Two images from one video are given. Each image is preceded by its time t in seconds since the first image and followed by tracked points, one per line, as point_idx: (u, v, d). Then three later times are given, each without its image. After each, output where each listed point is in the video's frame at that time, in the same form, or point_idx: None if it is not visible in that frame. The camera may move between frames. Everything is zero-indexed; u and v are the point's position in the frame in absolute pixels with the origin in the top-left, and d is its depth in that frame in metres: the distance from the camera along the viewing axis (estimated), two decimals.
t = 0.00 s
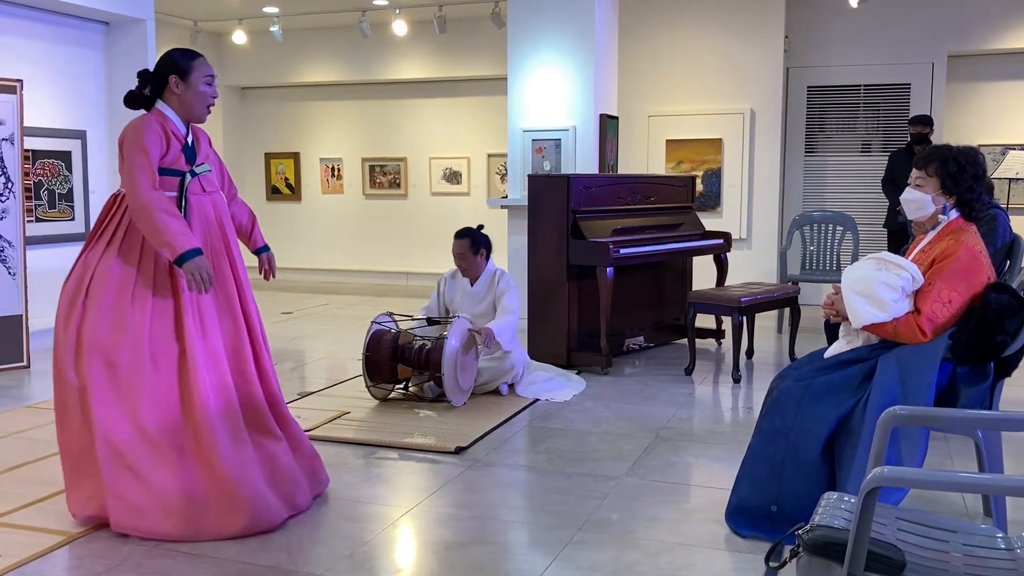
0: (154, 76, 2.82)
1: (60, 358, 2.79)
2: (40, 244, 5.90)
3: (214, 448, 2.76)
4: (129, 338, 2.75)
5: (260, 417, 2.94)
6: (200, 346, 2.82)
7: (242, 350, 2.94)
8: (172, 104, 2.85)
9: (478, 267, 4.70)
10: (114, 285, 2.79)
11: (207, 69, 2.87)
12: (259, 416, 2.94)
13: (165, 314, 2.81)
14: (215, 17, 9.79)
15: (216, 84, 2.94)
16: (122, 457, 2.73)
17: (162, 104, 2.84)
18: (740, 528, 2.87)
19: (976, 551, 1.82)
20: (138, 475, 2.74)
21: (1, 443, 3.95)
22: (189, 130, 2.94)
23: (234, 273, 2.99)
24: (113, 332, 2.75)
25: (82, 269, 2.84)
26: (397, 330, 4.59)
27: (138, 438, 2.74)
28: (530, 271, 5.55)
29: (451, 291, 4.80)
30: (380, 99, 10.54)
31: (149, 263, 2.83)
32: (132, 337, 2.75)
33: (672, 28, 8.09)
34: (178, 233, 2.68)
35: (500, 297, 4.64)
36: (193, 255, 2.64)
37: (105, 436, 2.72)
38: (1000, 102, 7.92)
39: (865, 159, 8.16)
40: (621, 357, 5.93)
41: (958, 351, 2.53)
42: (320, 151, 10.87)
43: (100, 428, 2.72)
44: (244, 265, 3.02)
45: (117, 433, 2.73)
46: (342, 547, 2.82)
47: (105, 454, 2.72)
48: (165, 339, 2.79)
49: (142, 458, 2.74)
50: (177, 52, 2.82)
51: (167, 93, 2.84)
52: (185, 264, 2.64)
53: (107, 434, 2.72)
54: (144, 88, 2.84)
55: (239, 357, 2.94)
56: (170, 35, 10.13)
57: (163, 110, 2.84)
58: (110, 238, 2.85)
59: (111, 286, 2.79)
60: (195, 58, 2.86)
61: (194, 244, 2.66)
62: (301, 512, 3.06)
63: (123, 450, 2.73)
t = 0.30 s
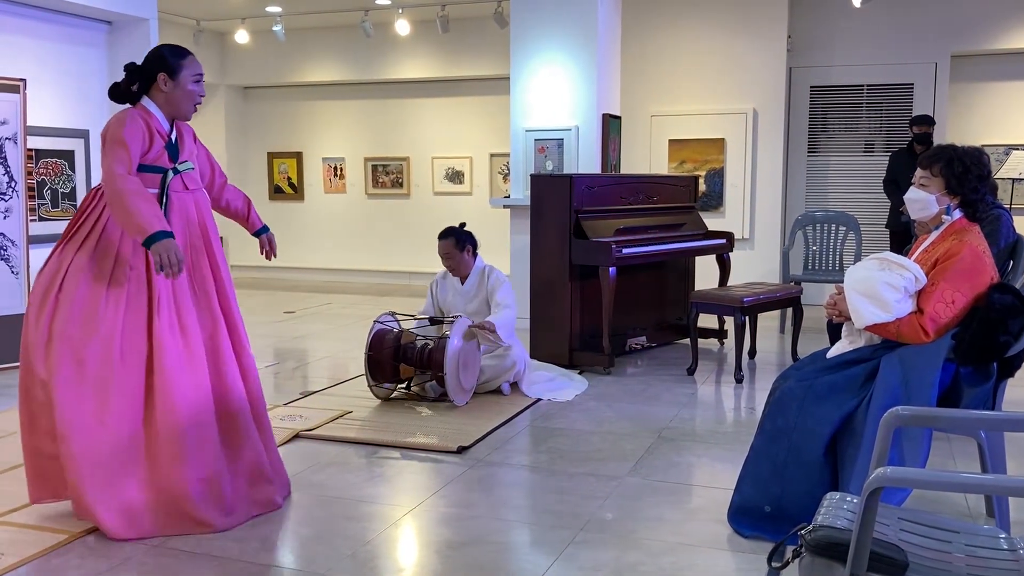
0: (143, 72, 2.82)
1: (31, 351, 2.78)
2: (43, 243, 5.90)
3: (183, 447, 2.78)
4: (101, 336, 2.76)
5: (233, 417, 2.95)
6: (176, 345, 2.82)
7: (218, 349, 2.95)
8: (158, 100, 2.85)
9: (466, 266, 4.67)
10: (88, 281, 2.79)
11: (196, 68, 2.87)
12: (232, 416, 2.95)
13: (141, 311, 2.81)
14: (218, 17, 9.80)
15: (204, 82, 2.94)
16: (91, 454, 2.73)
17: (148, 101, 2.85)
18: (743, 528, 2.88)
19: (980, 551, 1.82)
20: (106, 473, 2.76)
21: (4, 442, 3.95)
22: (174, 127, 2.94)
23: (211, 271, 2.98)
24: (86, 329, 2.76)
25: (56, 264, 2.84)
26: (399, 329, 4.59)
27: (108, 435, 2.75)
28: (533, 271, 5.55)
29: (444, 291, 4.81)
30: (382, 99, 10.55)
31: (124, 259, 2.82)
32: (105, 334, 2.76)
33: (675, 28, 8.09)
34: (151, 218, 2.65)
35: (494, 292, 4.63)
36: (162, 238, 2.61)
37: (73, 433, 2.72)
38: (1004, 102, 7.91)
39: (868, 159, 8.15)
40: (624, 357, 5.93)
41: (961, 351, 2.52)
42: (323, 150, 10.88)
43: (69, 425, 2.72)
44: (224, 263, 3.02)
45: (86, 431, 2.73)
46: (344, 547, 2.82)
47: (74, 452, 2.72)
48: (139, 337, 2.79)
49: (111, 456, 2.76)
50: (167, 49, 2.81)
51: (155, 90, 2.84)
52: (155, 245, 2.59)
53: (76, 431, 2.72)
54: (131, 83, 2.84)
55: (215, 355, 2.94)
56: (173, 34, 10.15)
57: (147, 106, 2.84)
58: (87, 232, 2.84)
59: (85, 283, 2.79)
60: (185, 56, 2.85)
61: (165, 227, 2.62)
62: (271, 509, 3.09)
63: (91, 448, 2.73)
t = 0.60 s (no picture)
0: (123, 73, 2.82)
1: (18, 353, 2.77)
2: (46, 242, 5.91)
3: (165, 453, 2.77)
4: (87, 340, 2.73)
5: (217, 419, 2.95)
6: (161, 347, 2.79)
7: (204, 351, 2.94)
8: (139, 101, 2.84)
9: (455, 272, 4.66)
10: (73, 284, 2.76)
11: (176, 69, 2.87)
12: (216, 417, 2.95)
13: (128, 313, 2.78)
14: (221, 16, 9.81)
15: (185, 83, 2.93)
16: (75, 458, 2.72)
17: (129, 102, 2.83)
18: (746, 528, 2.87)
19: (983, 551, 1.81)
20: (89, 477, 2.75)
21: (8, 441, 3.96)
22: (155, 128, 2.93)
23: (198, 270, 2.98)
24: (71, 332, 2.73)
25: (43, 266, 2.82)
26: (403, 328, 4.57)
27: (92, 439, 2.73)
28: (536, 270, 5.55)
29: (439, 295, 4.80)
30: (386, 98, 10.55)
31: (108, 259, 2.79)
32: (91, 338, 2.73)
33: (678, 27, 8.08)
34: (127, 219, 2.65)
35: (489, 293, 4.64)
36: (139, 242, 2.61)
37: (57, 438, 2.70)
38: (1008, 102, 7.89)
39: (872, 159, 8.14)
40: (627, 357, 5.93)
41: (965, 351, 2.54)
42: (326, 150, 10.88)
43: (54, 430, 2.69)
44: (210, 264, 3.01)
45: (71, 436, 2.72)
46: (348, 545, 2.82)
47: (58, 456, 2.71)
48: (125, 341, 2.76)
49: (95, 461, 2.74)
50: (147, 50, 2.81)
51: (135, 91, 2.83)
52: (128, 250, 2.59)
53: (60, 436, 2.71)
54: (112, 85, 2.83)
55: (200, 358, 2.94)
56: (176, 33, 10.16)
57: (128, 107, 2.83)
58: (72, 232, 2.82)
59: (71, 285, 2.76)
60: (165, 56, 2.85)
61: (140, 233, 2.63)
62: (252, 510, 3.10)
63: (75, 452, 2.72)
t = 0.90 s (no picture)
0: (105, 74, 2.81)
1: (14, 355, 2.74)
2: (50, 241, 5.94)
3: (167, 451, 2.79)
4: (87, 339, 2.73)
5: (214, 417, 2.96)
6: (159, 344, 2.81)
7: (200, 349, 2.96)
8: (124, 99, 2.85)
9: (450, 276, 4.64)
10: (73, 283, 2.75)
11: (158, 64, 2.86)
12: (213, 414, 2.97)
13: (126, 312, 2.78)
14: (225, 15, 9.82)
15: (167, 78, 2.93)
16: (77, 458, 2.72)
17: (113, 101, 2.84)
18: (750, 527, 2.87)
19: (988, 551, 1.81)
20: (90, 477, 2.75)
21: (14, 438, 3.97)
22: (141, 126, 2.93)
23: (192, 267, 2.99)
24: (72, 332, 2.72)
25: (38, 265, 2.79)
26: (406, 327, 4.59)
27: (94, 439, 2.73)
28: (539, 269, 5.56)
29: (438, 297, 4.79)
30: (389, 97, 10.55)
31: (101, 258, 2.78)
32: (91, 338, 2.73)
33: (682, 26, 8.08)
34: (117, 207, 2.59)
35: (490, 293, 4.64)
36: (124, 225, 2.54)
37: (58, 438, 2.69)
38: (1012, 102, 7.87)
39: (876, 158, 8.13)
40: (630, 356, 5.93)
41: (969, 352, 2.53)
42: (329, 149, 10.89)
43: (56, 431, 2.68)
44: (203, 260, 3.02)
45: (72, 435, 2.72)
46: (352, 544, 2.83)
47: (59, 458, 2.69)
48: (125, 339, 2.76)
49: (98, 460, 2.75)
50: (126, 48, 2.79)
51: (119, 90, 2.84)
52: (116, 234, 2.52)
53: (61, 436, 2.70)
54: (96, 87, 2.83)
55: (196, 355, 2.95)
56: (180, 32, 10.17)
57: (113, 105, 2.83)
58: (67, 231, 2.79)
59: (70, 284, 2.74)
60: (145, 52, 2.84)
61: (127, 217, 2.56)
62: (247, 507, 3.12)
63: (77, 451, 2.72)
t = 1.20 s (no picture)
0: (93, 75, 2.81)
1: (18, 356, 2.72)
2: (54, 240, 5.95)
3: (175, 448, 2.80)
4: (93, 338, 2.73)
5: (220, 413, 2.97)
6: (163, 342, 2.83)
7: (205, 346, 2.97)
8: (114, 99, 2.85)
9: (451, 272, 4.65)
10: (76, 282, 2.75)
11: (145, 61, 2.87)
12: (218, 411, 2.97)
13: (130, 310, 2.79)
14: (228, 14, 9.83)
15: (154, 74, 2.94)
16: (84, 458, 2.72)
17: (104, 101, 2.84)
18: (752, 527, 2.86)
19: (992, 550, 1.81)
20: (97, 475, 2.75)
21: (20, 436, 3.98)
22: (132, 125, 2.93)
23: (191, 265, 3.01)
24: (77, 331, 2.72)
25: (40, 266, 2.79)
26: (415, 326, 4.59)
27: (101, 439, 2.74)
28: (542, 268, 5.56)
29: (441, 295, 4.78)
30: (392, 96, 10.56)
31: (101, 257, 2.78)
32: (97, 337, 2.73)
33: (685, 25, 8.07)
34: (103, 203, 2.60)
35: (494, 292, 4.64)
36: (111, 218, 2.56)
37: (64, 438, 2.69)
38: (1016, 101, 7.86)
39: (879, 157, 8.12)
40: (633, 355, 5.93)
41: (972, 351, 2.53)
42: (332, 148, 10.90)
43: (63, 431, 2.67)
44: (201, 258, 3.04)
45: (79, 435, 2.71)
46: (354, 543, 2.83)
47: (66, 457, 2.69)
48: (130, 338, 2.77)
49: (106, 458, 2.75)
50: (111, 47, 2.80)
51: (108, 90, 2.84)
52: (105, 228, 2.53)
53: (67, 436, 2.69)
54: (86, 91, 2.82)
55: (201, 353, 2.96)
56: (184, 32, 10.18)
57: (103, 105, 2.83)
58: (65, 231, 2.79)
59: (73, 284, 2.74)
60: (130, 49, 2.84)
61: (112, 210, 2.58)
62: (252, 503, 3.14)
63: (84, 451, 2.72)
